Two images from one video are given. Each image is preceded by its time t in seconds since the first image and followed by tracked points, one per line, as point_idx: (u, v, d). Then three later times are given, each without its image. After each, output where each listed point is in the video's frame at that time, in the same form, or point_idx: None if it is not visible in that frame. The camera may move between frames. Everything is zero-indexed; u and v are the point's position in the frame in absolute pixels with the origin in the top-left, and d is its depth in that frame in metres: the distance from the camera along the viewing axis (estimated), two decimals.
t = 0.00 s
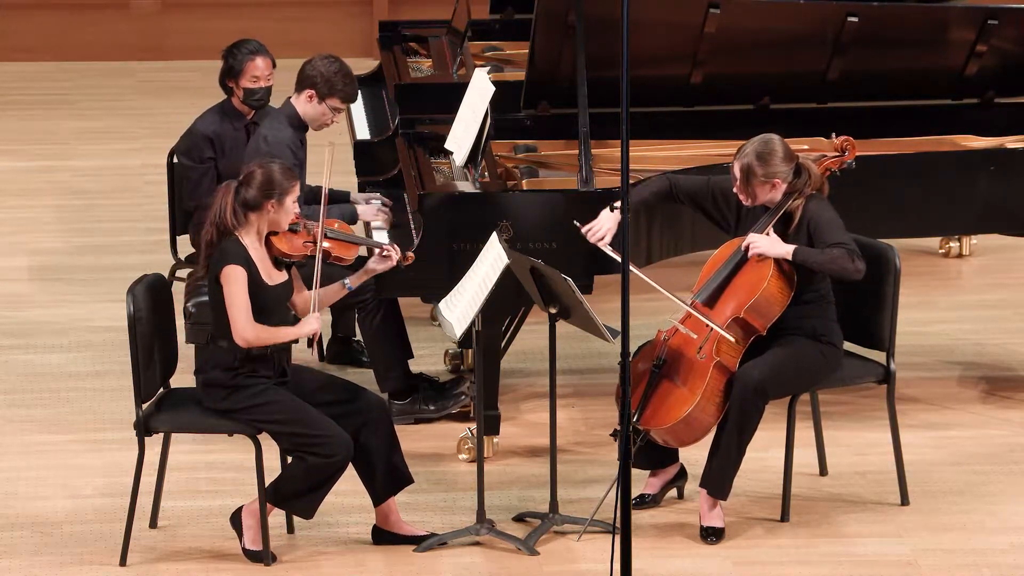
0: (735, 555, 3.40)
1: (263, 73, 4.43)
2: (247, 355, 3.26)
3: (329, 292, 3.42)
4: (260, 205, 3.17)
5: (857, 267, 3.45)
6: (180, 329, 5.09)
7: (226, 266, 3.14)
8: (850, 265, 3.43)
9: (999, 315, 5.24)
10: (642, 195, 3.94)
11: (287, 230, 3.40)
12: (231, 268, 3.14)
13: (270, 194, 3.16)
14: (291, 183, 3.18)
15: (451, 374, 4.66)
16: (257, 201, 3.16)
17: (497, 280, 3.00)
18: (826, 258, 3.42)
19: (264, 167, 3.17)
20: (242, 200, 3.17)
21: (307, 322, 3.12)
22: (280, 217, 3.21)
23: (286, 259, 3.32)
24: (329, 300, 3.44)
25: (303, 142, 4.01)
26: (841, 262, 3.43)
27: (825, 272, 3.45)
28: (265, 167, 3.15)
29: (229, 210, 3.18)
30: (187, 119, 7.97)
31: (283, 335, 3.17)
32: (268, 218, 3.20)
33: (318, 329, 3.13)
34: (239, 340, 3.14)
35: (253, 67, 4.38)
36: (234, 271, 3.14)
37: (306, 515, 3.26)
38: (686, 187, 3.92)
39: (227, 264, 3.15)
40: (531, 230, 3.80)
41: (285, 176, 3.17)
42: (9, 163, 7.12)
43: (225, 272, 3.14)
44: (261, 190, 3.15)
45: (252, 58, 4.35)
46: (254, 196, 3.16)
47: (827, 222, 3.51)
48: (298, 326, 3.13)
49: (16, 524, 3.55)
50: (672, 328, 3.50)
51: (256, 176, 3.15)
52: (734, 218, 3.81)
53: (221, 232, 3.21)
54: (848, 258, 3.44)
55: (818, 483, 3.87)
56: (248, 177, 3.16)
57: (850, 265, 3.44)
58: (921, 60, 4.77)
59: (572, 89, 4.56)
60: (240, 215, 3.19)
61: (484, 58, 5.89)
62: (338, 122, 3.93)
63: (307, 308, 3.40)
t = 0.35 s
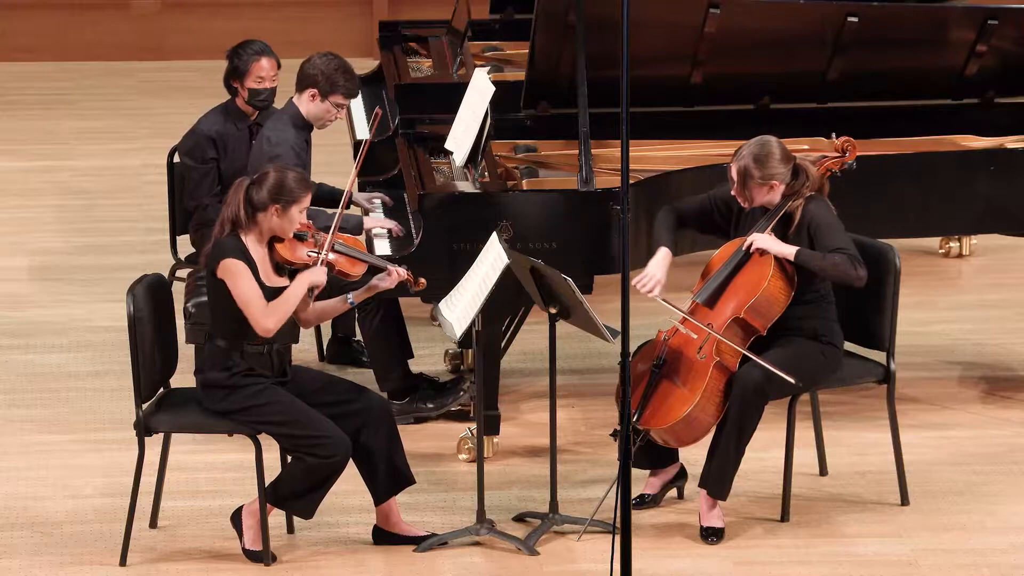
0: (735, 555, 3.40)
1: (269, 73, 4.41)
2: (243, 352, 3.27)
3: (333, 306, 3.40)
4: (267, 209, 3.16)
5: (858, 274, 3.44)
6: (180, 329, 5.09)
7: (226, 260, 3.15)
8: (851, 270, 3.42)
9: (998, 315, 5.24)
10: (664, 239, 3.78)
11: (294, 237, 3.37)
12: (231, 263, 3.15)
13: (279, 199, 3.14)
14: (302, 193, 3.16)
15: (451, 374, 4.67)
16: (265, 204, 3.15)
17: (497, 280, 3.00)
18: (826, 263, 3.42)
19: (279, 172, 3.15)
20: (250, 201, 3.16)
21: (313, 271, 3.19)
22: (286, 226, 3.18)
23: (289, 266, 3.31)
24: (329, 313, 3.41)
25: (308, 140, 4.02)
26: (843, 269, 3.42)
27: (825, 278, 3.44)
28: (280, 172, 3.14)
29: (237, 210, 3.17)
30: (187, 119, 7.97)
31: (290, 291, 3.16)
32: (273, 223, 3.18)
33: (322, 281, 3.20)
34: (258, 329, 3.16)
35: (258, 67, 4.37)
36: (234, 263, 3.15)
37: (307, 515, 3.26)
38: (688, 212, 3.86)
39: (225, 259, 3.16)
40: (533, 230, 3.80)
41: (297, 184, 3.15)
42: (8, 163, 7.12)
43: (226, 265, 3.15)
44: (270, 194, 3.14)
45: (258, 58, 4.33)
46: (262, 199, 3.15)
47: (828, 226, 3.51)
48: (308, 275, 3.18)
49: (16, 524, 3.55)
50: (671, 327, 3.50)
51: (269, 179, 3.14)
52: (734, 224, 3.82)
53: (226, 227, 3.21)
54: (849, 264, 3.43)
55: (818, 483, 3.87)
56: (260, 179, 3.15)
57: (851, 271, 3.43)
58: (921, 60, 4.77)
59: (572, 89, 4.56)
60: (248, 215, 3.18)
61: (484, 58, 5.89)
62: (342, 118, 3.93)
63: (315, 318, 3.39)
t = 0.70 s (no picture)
0: (735, 555, 3.40)
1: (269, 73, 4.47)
2: (243, 349, 3.27)
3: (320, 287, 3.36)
4: (237, 197, 3.19)
5: (854, 265, 3.46)
6: (180, 329, 5.09)
7: (218, 263, 3.15)
8: (848, 263, 3.44)
9: (999, 315, 5.24)
10: (664, 246, 3.76)
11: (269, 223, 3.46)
12: (226, 263, 3.14)
13: (245, 182, 3.18)
14: (262, 168, 3.20)
15: (451, 374, 4.66)
16: (233, 194, 3.18)
17: (497, 280, 3.00)
18: (824, 257, 3.43)
19: (234, 159, 3.19)
20: (219, 195, 3.19)
21: (297, 259, 3.19)
22: (261, 204, 3.22)
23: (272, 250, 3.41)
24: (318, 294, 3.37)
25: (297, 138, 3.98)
26: (840, 261, 3.43)
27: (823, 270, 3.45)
28: (234, 158, 3.17)
29: (207, 208, 3.19)
30: (187, 119, 7.97)
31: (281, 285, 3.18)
32: (247, 210, 3.21)
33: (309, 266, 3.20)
34: (263, 327, 3.16)
35: (260, 67, 4.42)
36: (229, 263, 3.14)
37: (305, 515, 3.27)
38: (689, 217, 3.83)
39: (218, 262, 3.15)
40: (532, 229, 3.80)
41: (255, 165, 3.19)
42: (9, 163, 7.12)
43: (218, 268, 3.15)
44: (235, 181, 3.17)
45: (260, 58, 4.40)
46: (230, 189, 3.17)
47: (821, 222, 3.51)
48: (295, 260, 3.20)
49: (16, 524, 3.55)
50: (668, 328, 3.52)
51: (228, 169, 3.17)
52: (726, 226, 3.81)
53: (200, 233, 3.21)
54: (846, 256, 3.45)
55: (818, 483, 3.87)
56: (220, 173, 3.18)
57: (848, 263, 3.45)
58: (921, 60, 4.77)
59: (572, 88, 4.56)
60: (220, 211, 3.20)
61: (484, 58, 5.89)
62: (327, 104, 3.92)
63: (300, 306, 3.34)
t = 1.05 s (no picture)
0: (735, 555, 3.40)
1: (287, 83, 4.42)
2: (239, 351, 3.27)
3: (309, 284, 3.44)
4: (219, 202, 3.18)
5: (841, 257, 3.45)
6: (179, 329, 5.09)
7: (195, 274, 3.12)
8: (834, 255, 3.44)
9: (999, 315, 5.24)
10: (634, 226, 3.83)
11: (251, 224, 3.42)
12: (201, 276, 3.12)
13: (225, 186, 3.17)
14: (242, 172, 3.19)
15: (451, 374, 4.67)
16: (215, 198, 3.17)
17: (498, 280, 3.01)
18: (812, 249, 3.43)
19: (214, 163, 3.18)
20: (200, 201, 3.18)
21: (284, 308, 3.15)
22: (242, 208, 3.22)
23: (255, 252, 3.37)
24: (306, 292, 3.46)
25: (291, 139, 3.99)
26: (827, 253, 3.44)
27: (810, 262, 3.45)
28: (215, 163, 3.17)
29: (189, 214, 3.17)
30: (187, 119, 7.97)
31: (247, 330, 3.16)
32: (230, 214, 3.21)
33: (297, 314, 3.15)
34: (212, 351, 3.14)
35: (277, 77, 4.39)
36: (204, 278, 3.12)
37: (306, 514, 3.26)
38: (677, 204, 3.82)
39: (195, 273, 3.13)
40: (532, 230, 3.80)
41: (236, 169, 3.18)
42: (9, 163, 7.12)
43: (195, 280, 3.12)
44: (216, 186, 3.16)
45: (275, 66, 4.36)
46: (211, 194, 3.17)
47: (806, 217, 3.50)
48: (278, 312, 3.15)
49: (16, 524, 3.55)
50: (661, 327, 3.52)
51: (208, 173, 3.16)
52: (722, 224, 3.77)
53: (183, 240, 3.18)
54: (833, 248, 3.45)
55: (818, 484, 3.87)
56: (201, 177, 3.17)
57: (835, 256, 3.45)
58: (921, 60, 4.77)
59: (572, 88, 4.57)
60: (202, 217, 3.18)
61: (484, 58, 5.89)
62: (322, 105, 3.97)
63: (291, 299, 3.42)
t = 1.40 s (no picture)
0: (736, 555, 3.40)
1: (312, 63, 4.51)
2: (236, 354, 3.25)
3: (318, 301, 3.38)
4: (238, 211, 3.17)
5: (834, 251, 3.46)
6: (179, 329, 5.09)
7: (188, 277, 3.13)
8: (825, 250, 3.45)
9: (999, 315, 5.24)
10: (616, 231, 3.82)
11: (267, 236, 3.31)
12: (191, 281, 3.13)
13: (248, 199, 3.15)
14: (269, 189, 3.18)
15: (451, 374, 4.67)
16: (235, 207, 3.16)
17: (498, 279, 3.01)
18: (804, 245, 3.45)
19: (243, 172, 3.16)
20: (220, 206, 3.17)
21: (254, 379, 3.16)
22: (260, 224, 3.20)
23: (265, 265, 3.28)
24: (313, 308, 3.40)
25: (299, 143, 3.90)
26: (819, 248, 3.45)
27: (802, 258, 3.47)
28: (245, 173, 3.15)
29: (205, 217, 3.17)
30: (188, 119, 7.97)
31: (205, 363, 3.15)
32: (247, 224, 3.20)
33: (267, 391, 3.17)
34: (165, 352, 3.10)
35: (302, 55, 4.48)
36: (192, 284, 3.13)
37: (307, 514, 3.26)
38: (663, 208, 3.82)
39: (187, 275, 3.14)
40: (532, 230, 3.80)
41: (263, 183, 3.17)
42: (9, 163, 7.13)
43: (186, 282, 3.13)
44: (240, 196, 3.15)
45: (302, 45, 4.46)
46: (232, 203, 3.16)
47: (793, 216, 3.53)
48: (235, 378, 3.16)
49: (16, 524, 3.55)
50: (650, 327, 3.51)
51: (234, 181, 3.14)
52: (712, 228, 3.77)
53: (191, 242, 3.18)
54: (824, 243, 3.47)
55: (818, 484, 3.87)
56: (227, 183, 3.15)
57: (827, 250, 3.46)
58: (921, 60, 4.77)
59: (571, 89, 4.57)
60: (217, 223, 3.18)
61: (484, 58, 5.90)
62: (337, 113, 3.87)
63: (299, 317, 3.40)
